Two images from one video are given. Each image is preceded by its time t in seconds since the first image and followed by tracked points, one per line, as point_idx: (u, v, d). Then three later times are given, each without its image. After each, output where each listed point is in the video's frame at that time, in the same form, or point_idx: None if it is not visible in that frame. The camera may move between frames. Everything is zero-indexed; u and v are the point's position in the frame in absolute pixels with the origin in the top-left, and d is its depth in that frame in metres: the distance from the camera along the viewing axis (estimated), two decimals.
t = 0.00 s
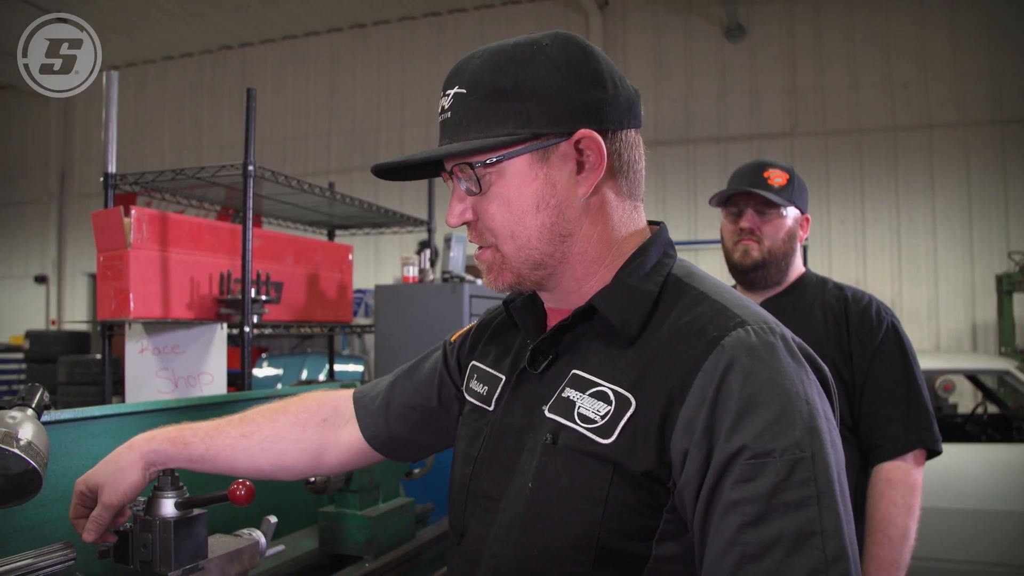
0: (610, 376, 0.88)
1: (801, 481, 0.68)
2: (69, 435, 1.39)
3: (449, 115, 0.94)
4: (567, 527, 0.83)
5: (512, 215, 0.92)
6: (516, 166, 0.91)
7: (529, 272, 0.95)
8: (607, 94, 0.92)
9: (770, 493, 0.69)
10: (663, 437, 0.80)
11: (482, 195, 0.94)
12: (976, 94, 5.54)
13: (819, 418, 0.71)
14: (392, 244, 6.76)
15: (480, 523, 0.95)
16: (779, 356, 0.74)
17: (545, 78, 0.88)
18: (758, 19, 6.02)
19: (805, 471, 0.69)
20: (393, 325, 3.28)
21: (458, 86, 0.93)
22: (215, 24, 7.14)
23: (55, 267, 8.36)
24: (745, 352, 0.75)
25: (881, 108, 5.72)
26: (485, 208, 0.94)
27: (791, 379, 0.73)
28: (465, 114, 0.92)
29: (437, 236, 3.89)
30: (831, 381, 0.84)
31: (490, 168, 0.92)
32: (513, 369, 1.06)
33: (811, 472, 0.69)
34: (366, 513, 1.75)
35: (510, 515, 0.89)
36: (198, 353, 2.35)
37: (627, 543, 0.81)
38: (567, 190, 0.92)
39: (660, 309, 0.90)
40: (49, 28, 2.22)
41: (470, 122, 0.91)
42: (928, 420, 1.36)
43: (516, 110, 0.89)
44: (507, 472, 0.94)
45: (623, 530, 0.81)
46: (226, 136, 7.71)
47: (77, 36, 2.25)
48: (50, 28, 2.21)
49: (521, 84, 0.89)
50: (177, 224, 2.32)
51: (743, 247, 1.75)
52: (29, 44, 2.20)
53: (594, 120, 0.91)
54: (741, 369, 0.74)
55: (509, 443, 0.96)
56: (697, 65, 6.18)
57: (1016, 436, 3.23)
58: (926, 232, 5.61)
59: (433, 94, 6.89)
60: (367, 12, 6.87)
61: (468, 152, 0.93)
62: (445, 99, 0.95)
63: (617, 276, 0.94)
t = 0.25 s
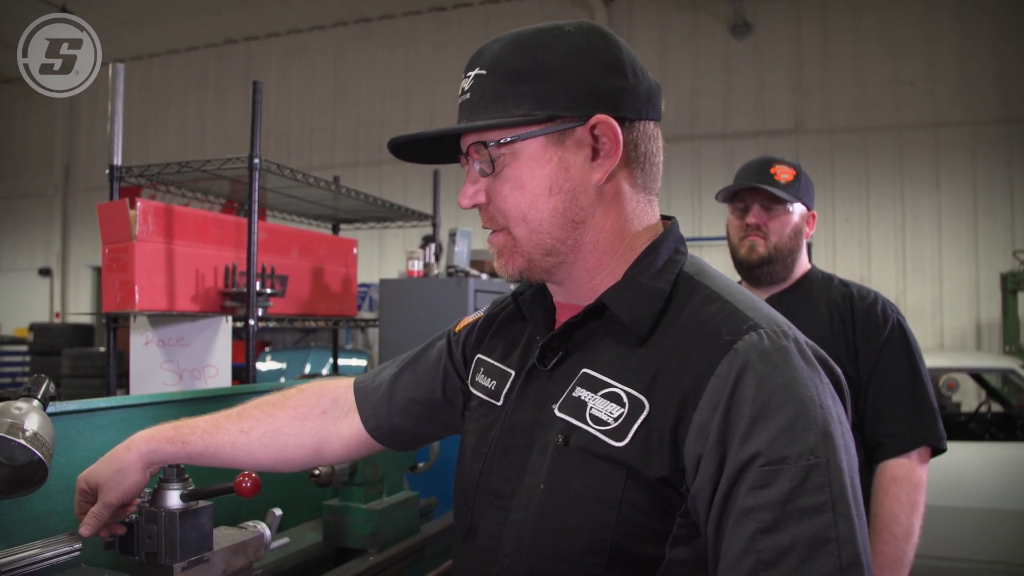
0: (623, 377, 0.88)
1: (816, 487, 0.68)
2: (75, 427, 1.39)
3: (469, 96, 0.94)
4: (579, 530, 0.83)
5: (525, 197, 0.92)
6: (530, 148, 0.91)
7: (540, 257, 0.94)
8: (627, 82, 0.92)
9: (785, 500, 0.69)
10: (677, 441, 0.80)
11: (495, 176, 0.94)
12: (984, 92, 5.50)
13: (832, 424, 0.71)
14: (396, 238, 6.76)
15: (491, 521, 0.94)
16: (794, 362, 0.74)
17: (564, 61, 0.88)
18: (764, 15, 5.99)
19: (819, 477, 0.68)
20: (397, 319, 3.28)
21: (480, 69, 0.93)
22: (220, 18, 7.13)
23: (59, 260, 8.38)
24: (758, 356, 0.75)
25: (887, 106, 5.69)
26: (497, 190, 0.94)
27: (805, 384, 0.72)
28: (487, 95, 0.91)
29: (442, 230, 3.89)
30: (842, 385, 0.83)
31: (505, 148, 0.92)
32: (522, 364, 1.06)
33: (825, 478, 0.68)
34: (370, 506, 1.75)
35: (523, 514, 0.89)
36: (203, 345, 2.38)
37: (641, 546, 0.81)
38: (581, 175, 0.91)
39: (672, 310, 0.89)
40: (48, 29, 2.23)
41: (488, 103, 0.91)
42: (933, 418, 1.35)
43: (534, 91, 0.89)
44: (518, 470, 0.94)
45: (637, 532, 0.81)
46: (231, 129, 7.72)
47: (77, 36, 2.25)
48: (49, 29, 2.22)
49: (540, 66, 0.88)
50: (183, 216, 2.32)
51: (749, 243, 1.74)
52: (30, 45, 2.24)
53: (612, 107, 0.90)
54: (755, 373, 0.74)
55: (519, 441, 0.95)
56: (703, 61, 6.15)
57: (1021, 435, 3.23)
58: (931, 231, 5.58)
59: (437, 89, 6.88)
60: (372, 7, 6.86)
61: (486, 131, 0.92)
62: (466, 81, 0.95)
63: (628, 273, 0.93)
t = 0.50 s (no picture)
0: (645, 375, 0.88)
1: (841, 486, 0.69)
2: (80, 422, 1.38)
3: (494, 86, 0.93)
4: (600, 530, 0.83)
5: (550, 192, 0.91)
6: (557, 142, 0.90)
7: (563, 252, 0.93)
8: (655, 80, 0.92)
9: (811, 498, 0.69)
10: (700, 440, 0.80)
11: (520, 169, 0.93)
12: (991, 94, 5.48)
13: (857, 424, 0.72)
14: (400, 237, 6.76)
15: (507, 521, 0.94)
16: (818, 361, 0.75)
17: (595, 55, 0.88)
18: (770, 16, 5.97)
19: (844, 476, 0.69)
20: (401, 317, 3.28)
21: (506, 59, 0.92)
22: (225, 15, 7.13)
23: (64, 256, 8.39)
24: (784, 353, 0.75)
25: (894, 107, 5.67)
26: (521, 183, 0.93)
27: (830, 383, 0.73)
28: (512, 85, 0.90)
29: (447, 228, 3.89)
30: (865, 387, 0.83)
31: (532, 141, 0.91)
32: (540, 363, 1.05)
33: (850, 478, 0.69)
34: (374, 504, 1.75)
35: (542, 514, 0.88)
36: (209, 341, 2.36)
37: (663, 546, 0.81)
38: (607, 170, 0.91)
39: (695, 308, 0.89)
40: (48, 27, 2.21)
41: (515, 93, 0.90)
42: (939, 421, 1.34)
43: (564, 84, 0.88)
44: (535, 469, 0.93)
45: (659, 532, 0.81)
46: (235, 126, 7.72)
47: (77, 35, 2.24)
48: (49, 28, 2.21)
49: (570, 60, 0.88)
50: (188, 213, 2.32)
51: (756, 243, 1.73)
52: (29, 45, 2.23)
53: (641, 103, 0.90)
54: (781, 372, 0.74)
55: (537, 440, 0.95)
56: (708, 61, 6.13)
57: None
58: (936, 233, 5.56)
59: (441, 87, 6.88)
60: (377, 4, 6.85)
61: (512, 122, 0.91)
62: (490, 72, 0.94)
63: (650, 272, 0.93)
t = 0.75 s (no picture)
0: (660, 378, 0.87)
1: (859, 491, 0.69)
2: (82, 422, 1.38)
3: (506, 90, 0.93)
4: (614, 534, 0.83)
5: (564, 195, 0.91)
6: (571, 145, 0.90)
7: (577, 256, 0.93)
8: (668, 83, 0.92)
9: (829, 503, 0.69)
10: (717, 444, 0.80)
11: (533, 172, 0.93)
12: (992, 98, 5.48)
13: (873, 429, 0.72)
14: (401, 238, 6.76)
15: (516, 524, 0.94)
16: (835, 366, 0.75)
17: (608, 58, 0.88)
18: (772, 19, 5.98)
19: (862, 481, 0.69)
20: (403, 318, 3.28)
21: (517, 62, 0.92)
22: (227, 16, 7.14)
23: (64, 256, 8.38)
24: (801, 357, 0.76)
25: (895, 111, 5.68)
26: (534, 186, 0.93)
27: (847, 388, 0.73)
28: (524, 89, 0.90)
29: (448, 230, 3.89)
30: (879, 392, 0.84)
31: (545, 145, 0.91)
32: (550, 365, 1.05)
33: (868, 483, 0.69)
34: (375, 506, 1.74)
35: (553, 517, 0.88)
36: (210, 342, 2.35)
37: (677, 549, 0.81)
38: (620, 173, 0.91)
39: (709, 311, 0.89)
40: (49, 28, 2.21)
41: (528, 97, 0.90)
42: (943, 425, 1.34)
43: (577, 87, 0.88)
44: (546, 472, 0.93)
45: (674, 535, 0.81)
46: (236, 127, 7.72)
47: (77, 36, 2.24)
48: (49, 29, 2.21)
49: (584, 63, 0.88)
50: (190, 213, 2.31)
51: (758, 246, 1.73)
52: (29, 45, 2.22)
53: (654, 106, 0.90)
54: (799, 376, 0.74)
55: (548, 443, 0.94)
56: (710, 64, 6.14)
57: None
58: (937, 237, 5.56)
59: (443, 88, 6.88)
60: (379, 6, 6.86)
61: (525, 126, 0.91)
62: (502, 75, 0.94)
63: (664, 275, 0.93)
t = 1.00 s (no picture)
0: (665, 373, 0.87)
1: (864, 486, 0.69)
2: (82, 419, 1.38)
3: (513, 86, 0.92)
4: (619, 527, 0.83)
5: (573, 192, 0.91)
6: (580, 142, 0.90)
7: (584, 253, 0.93)
8: (676, 80, 0.92)
9: (834, 497, 0.69)
10: (723, 439, 0.80)
11: (541, 169, 0.92)
12: (991, 95, 5.49)
13: (879, 424, 0.72)
14: (400, 234, 6.75)
15: (520, 519, 0.94)
16: (841, 361, 0.75)
17: (618, 55, 0.87)
18: (771, 16, 5.98)
19: (867, 476, 0.69)
20: (403, 315, 3.27)
21: (526, 59, 0.91)
22: (224, 12, 7.12)
23: (62, 253, 8.36)
24: (808, 352, 0.76)
25: (893, 108, 5.68)
26: (542, 183, 0.93)
27: (852, 383, 0.74)
28: (532, 86, 0.90)
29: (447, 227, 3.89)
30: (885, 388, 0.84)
31: (553, 142, 0.91)
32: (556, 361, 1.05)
33: (872, 478, 0.69)
34: (376, 503, 1.74)
35: (558, 511, 0.88)
36: (210, 340, 2.36)
37: (681, 544, 0.81)
38: (628, 171, 0.91)
39: (715, 307, 0.89)
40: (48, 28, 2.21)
41: (537, 94, 0.90)
42: (951, 423, 1.35)
43: (586, 84, 0.88)
44: (550, 467, 0.93)
45: (678, 530, 0.81)
46: (234, 123, 7.71)
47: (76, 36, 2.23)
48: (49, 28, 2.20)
49: (593, 60, 0.87)
50: (190, 210, 2.31)
51: (760, 243, 1.73)
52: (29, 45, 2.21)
53: (662, 103, 0.90)
54: (805, 371, 0.75)
55: (552, 439, 0.94)
56: (709, 61, 6.13)
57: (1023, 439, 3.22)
58: (935, 233, 5.57)
59: (441, 85, 6.87)
60: (377, 2, 6.84)
61: (534, 122, 0.91)
62: (510, 71, 0.94)
63: (669, 271, 0.93)
